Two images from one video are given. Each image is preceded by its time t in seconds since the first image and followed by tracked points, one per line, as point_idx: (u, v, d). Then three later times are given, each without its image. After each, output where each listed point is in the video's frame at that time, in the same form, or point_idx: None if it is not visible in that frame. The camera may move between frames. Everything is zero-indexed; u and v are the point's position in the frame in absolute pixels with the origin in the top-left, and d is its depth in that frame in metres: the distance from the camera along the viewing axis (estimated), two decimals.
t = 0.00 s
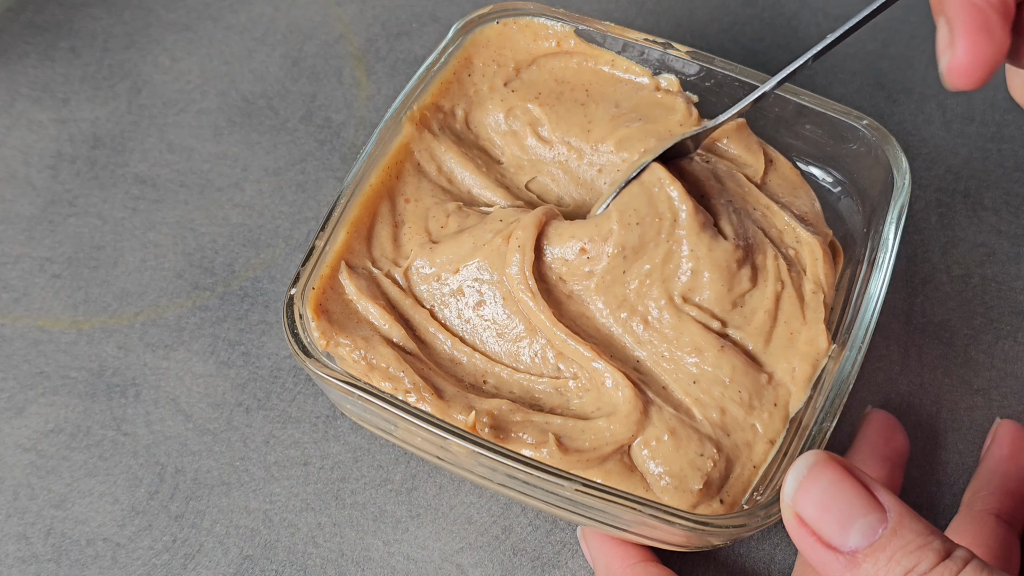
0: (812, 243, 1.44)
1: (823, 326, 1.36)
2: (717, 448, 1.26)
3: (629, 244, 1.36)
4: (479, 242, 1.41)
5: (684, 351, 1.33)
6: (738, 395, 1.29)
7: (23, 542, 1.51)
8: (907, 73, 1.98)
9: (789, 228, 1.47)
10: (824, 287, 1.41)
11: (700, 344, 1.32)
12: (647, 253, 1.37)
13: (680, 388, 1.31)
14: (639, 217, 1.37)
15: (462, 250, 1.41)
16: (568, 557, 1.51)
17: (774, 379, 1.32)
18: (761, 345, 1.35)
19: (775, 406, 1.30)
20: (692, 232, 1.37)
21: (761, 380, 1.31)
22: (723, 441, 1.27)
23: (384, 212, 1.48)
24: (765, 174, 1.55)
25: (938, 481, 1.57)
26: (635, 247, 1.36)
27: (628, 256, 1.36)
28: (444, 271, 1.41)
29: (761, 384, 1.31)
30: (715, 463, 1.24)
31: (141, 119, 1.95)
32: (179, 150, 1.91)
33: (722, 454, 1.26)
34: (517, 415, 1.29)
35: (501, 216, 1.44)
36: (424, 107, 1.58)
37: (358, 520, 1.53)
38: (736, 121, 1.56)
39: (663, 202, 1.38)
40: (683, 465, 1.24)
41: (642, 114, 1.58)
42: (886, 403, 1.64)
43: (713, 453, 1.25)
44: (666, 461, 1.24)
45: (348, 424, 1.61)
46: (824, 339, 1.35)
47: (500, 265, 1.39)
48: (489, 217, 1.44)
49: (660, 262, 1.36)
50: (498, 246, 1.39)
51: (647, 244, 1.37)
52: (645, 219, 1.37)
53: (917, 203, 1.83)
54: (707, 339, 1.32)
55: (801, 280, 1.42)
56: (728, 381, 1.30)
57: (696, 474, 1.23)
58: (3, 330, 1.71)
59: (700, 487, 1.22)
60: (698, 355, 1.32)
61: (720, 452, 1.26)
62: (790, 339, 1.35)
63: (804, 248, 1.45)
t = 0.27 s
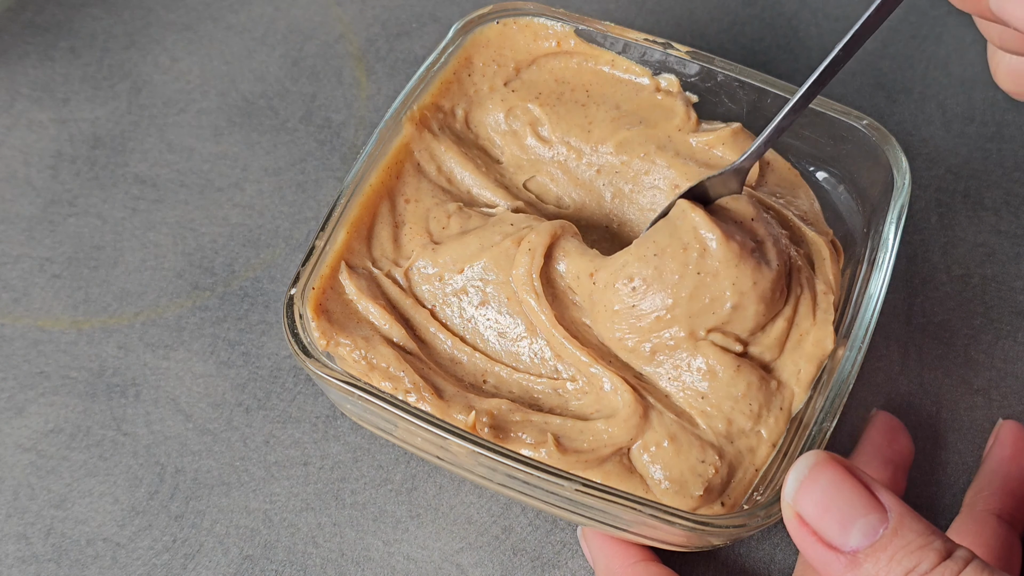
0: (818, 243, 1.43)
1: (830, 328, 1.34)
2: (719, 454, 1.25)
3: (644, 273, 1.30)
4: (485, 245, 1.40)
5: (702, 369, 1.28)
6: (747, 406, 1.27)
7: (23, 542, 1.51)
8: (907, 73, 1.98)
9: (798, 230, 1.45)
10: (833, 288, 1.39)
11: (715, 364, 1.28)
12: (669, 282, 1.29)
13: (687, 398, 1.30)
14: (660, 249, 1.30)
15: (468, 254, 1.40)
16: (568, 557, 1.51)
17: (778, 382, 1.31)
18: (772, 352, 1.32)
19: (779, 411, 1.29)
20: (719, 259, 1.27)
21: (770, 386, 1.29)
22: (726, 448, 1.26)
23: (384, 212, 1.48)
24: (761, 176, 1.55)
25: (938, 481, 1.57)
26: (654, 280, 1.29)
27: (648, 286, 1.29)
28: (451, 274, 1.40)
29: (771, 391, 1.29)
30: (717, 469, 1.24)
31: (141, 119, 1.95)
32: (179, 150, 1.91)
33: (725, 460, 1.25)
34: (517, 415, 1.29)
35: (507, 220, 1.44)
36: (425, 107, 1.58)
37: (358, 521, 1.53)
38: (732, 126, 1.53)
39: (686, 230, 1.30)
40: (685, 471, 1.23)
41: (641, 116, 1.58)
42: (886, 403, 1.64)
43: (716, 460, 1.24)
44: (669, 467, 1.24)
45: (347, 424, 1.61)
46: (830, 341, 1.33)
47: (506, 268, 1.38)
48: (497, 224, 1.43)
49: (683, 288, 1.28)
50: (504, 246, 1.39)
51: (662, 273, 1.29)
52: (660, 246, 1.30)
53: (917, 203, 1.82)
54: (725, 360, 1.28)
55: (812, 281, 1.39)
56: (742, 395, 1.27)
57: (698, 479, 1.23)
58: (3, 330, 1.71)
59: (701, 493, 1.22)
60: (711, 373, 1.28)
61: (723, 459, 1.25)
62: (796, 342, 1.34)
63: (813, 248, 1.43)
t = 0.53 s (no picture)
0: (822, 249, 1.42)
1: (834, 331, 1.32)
2: (718, 455, 1.25)
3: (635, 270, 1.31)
4: (484, 245, 1.40)
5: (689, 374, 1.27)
6: (745, 410, 1.26)
7: (23, 542, 1.51)
8: (907, 73, 1.98)
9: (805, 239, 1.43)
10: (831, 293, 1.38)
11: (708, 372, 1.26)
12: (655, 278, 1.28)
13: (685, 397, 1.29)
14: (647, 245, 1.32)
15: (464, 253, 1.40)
16: (568, 557, 1.51)
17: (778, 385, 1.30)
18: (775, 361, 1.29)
19: (779, 411, 1.28)
20: (698, 252, 1.25)
21: (769, 389, 1.28)
22: (725, 449, 1.26)
23: (384, 212, 1.48)
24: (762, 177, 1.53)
25: (938, 481, 1.57)
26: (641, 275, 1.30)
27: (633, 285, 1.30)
28: (450, 273, 1.40)
29: (770, 397, 1.28)
30: (715, 470, 1.23)
31: (141, 119, 1.95)
32: (179, 150, 1.91)
33: (723, 461, 1.25)
34: (517, 414, 1.29)
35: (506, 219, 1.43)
36: (425, 107, 1.58)
37: (359, 520, 1.53)
38: (732, 129, 1.53)
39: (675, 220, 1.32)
40: (683, 471, 1.23)
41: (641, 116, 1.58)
42: (886, 403, 1.64)
43: (714, 461, 1.24)
44: (667, 467, 1.23)
45: (348, 424, 1.61)
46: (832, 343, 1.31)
47: (506, 267, 1.38)
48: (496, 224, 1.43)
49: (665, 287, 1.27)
50: (502, 245, 1.39)
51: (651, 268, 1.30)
52: (648, 242, 1.32)
53: (917, 203, 1.83)
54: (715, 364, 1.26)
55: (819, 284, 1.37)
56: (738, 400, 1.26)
57: (696, 480, 1.23)
58: (3, 330, 1.71)
59: (700, 493, 1.22)
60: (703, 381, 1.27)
61: (722, 460, 1.25)
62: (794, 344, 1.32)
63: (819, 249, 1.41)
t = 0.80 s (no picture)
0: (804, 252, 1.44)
1: (819, 329, 1.34)
2: (718, 451, 1.26)
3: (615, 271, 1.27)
4: (484, 245, 1.40)
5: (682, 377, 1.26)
6: (742, 402, 1.28)
7: (23, 542, 1.51)
8: (907, 73, 1.98)
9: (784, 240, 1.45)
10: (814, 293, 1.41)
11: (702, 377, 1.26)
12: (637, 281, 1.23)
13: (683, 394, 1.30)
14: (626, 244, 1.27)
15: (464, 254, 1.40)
16: (568, 557, 1.51)
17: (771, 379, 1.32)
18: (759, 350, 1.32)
19: (775, 406, 1.30)
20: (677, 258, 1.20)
21: (761, 381, 1.31)
22: (724, 445, 1.27)
23: (384, 212, 1.48)
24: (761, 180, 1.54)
25: (938, 481, 1.57)
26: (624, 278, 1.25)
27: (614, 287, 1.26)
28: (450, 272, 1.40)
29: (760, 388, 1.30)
30: (715, 466, 1.24)
31: (141, 119, 1.95)
32: (179, 150, 1.91)
33: (723, 457, 1.25)
34: (517, 414, 1.29)
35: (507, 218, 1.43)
36: (425, 107, 1.58)
37: (359, 520, 1.53)
38: (732, 129, 1.53)
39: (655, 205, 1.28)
40: (684, 468, 1.24)
41: (641, 116, 1.58)
42: (886, 403, 1.64)
43: (714, 456, 1.24)
44: (666, 463, 1.24)
45: (347, 424, 1.61)
46: (824, 342, 1.33)
47: (507, 266, 1.38)
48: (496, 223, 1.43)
49: (648, 291, 1.22)
50: (504, 245, 1.39)
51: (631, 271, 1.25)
52: (626, 240, 1.27)
53: (917, 203, 1.83)
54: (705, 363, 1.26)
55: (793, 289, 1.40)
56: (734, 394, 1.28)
57: (696, 477, 1.23)
58: (3, 330, 1.71)
59: (700, 489, 1.22)
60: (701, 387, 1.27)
61: (721, 457, 1.25)
62: (785, 343, 1.34)
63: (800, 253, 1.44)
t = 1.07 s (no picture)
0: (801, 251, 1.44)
1: (819, 329, 1.34)
2: (717, 449, 1.26)
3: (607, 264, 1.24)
4: (484, 247, 1.40)
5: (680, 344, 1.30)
6: (739, 398, 1.28)
7: (23, 542, 1.51)
8: (907, 73, 1.98)
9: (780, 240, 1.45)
10: (814, 294, 1.40)
11: (700, 354, 1.29)
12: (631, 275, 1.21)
13: (681, 392, 1.30)
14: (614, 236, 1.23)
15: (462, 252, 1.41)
16: (568, 557, 1.51)
17: (770, 378, 1.32)
18: (753, 340, 1.34)
19: (774, 405, 1.30)
20: (669, 259, 1.17)
21: (760, 379, 1.31)
22: (723, 443, 1.27)
23: (384, 212, 1.48)
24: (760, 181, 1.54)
25: (938, 481, 1.57)
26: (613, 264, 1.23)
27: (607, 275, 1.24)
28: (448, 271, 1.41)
29: (756, 383, 1.30)
30: (715, 464, 1.24)
31: (141, 119, 1.95)
32: (179, 150, 1.91)
33: (722, 455, 1.26)
34: (517, 414, 1.29)
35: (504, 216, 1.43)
36: (425, 107, 1.57)
37: (359, 520, 1.53)
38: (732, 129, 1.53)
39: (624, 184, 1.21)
40: (684, 466, 1.24)
41: (641, 116, 1.58)
42: (887, 402, 1.63)
43: (713, 454, 1.25)
44: (664, 461, 1.25)
45: (348, 424, 1.61)
46: (823, 342, 1.33)
47: (507, 266, 1.39)
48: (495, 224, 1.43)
49: (643, 285, 1.20)
50: (503, 246, 1.40)
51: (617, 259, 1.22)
52: (609, 231, 1.22)
53: (917, 203, 1.83)
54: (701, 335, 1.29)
55: (790, 289, 1.40)
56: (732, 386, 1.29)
57: (696, 475, 1.23)
58: (3, 330, 1.71)
59: (699, 487, 1.22)
60: (699, 366, 1.29)
61: (721, 455, 1.26)
62: (784, 343, 1.34)
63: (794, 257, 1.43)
